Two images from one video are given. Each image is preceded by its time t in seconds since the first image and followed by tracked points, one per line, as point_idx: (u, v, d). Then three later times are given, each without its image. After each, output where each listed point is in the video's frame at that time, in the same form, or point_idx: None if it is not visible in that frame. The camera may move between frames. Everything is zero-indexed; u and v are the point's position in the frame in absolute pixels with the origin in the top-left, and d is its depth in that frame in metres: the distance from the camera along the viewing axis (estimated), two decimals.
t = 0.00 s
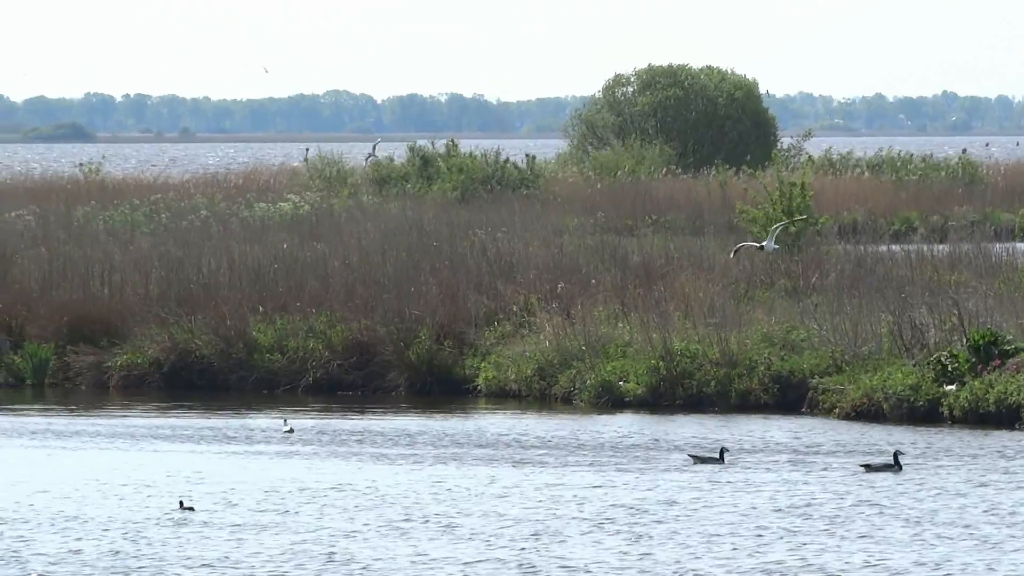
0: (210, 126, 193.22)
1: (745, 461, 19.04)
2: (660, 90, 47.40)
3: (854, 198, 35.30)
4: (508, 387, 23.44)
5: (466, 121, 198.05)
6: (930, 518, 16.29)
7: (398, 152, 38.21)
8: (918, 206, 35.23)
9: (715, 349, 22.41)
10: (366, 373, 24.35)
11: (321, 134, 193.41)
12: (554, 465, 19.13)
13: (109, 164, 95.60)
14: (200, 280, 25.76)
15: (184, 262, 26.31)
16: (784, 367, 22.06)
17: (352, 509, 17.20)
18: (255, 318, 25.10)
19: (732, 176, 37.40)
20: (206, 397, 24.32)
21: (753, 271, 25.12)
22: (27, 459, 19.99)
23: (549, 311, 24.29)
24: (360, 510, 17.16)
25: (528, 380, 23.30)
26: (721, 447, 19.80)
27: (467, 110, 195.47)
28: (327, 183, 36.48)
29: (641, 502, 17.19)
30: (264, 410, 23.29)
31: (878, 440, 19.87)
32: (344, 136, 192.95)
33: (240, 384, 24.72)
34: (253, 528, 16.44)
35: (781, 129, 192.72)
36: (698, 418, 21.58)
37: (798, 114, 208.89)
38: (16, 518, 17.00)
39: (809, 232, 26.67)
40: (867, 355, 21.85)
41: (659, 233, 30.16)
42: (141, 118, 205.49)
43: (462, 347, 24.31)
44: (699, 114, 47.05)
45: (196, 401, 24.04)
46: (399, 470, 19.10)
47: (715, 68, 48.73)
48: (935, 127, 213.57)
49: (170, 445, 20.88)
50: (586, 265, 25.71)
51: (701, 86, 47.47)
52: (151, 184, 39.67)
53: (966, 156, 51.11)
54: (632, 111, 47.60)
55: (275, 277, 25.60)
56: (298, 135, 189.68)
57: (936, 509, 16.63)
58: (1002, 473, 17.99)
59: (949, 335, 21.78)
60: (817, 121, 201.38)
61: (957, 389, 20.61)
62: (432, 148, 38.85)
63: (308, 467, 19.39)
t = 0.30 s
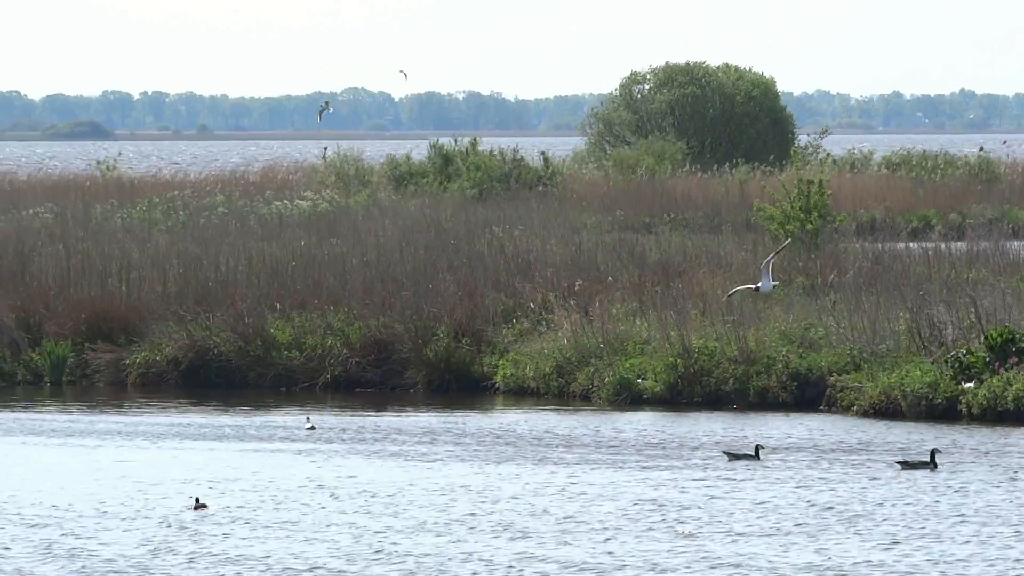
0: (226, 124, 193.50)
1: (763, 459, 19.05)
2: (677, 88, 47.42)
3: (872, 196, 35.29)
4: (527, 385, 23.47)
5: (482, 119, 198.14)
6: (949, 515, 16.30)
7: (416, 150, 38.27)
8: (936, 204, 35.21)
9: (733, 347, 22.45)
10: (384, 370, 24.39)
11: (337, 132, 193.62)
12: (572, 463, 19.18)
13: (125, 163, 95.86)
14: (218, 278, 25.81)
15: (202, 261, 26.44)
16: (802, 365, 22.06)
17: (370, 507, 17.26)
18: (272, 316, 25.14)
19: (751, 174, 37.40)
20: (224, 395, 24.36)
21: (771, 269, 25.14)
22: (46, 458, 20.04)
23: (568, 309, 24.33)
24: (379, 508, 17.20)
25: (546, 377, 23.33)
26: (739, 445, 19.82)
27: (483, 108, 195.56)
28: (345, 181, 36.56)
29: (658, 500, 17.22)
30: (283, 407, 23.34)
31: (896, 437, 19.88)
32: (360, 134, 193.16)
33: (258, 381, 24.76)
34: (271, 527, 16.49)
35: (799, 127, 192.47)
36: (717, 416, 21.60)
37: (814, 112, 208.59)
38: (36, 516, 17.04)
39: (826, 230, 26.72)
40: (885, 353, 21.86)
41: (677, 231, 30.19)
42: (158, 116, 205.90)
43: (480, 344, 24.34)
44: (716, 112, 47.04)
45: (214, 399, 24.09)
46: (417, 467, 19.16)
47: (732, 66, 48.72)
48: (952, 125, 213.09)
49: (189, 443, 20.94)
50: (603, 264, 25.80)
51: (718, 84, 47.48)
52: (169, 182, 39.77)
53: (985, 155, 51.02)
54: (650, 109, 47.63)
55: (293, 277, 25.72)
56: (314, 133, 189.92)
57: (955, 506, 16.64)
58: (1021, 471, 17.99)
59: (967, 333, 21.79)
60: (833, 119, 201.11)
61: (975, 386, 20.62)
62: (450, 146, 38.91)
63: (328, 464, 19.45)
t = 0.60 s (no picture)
0: (236, 120, 193.68)
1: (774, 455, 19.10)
2: (688, 84, 47.40)
3: (883, 192, 35.27)
4: (537, 381, 23.50)
5: (492, 115, 198.15)
6: (958, 511, 16.33)
7: (426, 146, 38.31)
8: (948, 201, 35.18)
9: (743, 343, 22.48)
10: (394, 366, 24.46)
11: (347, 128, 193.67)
12: (583, 459, 19.23)
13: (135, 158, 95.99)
14: (229, 275, 25.86)
15: (213, 257, 26.52)
16: (812, 361, 22.08)
17: (381, 503, 17.32)
18: (283, 312, 25.20)
19: (761, 171, 37.40)
20: (235, 391, 24.43)
21: (782, 266, 25.16)
22: (57, 454, 20.11)
23: (578, 305, 24.36)
24: (389, 504, 17.26)
25: (556, 374, 23.37)
26: (749, 441, 19.86)
27: (493, 105, 195.60)
28: (356, 178, 36.60)
29: (668, 496, 17.27)
30: (293, 403, 23.42)
31: (907, 433, 19.92)
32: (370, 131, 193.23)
33: (268, 377, 24.81)
34: (282, 522, 16.56)
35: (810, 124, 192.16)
36: (727, 412, 21.63)
37: (825, 108, 208.27)
38: (48, 512, 17.12)
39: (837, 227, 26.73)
40: (895, 349, 21.86)
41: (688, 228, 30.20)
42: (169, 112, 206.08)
43: (491, 341, 24.39)
44: (727, 109, 47.02)
45: (225, 395, 24.14)
46: (428, 463, 19.22)
47: (743, 62, 48.68)
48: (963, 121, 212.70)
49: (200, 439, 21.03)
50: (614, 261, 25.84)
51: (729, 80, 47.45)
52: (179, 178, 39.85)
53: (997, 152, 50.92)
54: (661, 106, 47.62)
55: (304, 273, 25.79)
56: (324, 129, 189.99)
57: (965, 502, 16.67)
58: None
59: (977, 329, 21.78)
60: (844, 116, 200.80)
61: (985, 382, 20.63)
62: (461, 142, 38.95)
63: (339, 460, 19.51)
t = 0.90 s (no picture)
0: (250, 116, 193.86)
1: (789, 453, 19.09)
2: (702, 80, 47.36)
3: (897, 189, 35.25)
4: (551, 380, 23.53)
5: (506, 111, 198.13)
6: (975, 510, 16.31)
7: (440, 144, 38.34)
8: (962, 197, 35.15)
9: (758, 341, 22.48)
10: (409, 365, 24.46)
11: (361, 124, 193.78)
12: (598, 458, 19.23)
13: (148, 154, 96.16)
14: (243, 273, 25.91)
15: (227, 255, 26.58)
16: (827, 359, 22.11)
17: (396, 501, 17.34)
18: (297, 310, 25.24)
19: (775, 168, 37.37)
20: (249, 389, 24.47)
21: (796, 264, 25.15)
22: (73, 452, 20.15)
23: (593, 303, 24.37)
24: (404, 503, 17.28)
25: (571, 372, 23.40)
26: (764, 440, 19.85)
27: (507, 100, 195.59)
28: (370, 174, 36.64)
29: (683, 494, 17.27)
30: (308, 402, 23.45)
31: (922, 431, 19.91)
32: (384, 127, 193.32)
33: (282, 375, 24.86)
34: (297, 521, 16.58)
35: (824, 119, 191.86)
36: (742, 410, 21.63)
37: (839, 103, 207.90)
38: (64, 510, 17.16)
39: (851, 224, 26.72)
40: (909, 347, 21.85)
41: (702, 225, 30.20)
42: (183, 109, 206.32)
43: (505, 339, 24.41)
44: (741, 105, 46.99)
45: (240, 393, 24.19)
46: (442, 462, 19.24)
47: (757, 59, 48.65)
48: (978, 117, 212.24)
49: (215, 437, 21.06)
50: (628, 258, 25.87)
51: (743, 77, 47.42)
52: (193, 175, 39.92)
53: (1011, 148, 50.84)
54: (675, 102, 47.61)
55: (318, 271, 25.83)
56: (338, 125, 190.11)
57: (981, 501, 16.65)
58: None
59: (991, 326, 21.75)
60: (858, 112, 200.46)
61: (1000, 380, 20.63)
62: (475, 139, 38.97)
63: (354, 459, 19.54)
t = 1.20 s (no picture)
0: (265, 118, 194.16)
1: (806, 455, 19.11)
2: (718, 81, 47.35)
3: (913, 190, 35.24)
4: (567, 380, 23.57)
5: (521, 112, 198.17)
6: (992, 511, 16.31)
7: (455, 145, 38.39)
8: (978, 198, 35.13)
9: (774, 342, 22.51)
10: (425, 365, 24.50)
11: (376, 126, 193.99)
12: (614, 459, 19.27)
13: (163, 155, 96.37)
14: (260, 274, 26.00)
15: (243, 256, 26.67)
16: (843, 360, 22.14)
17: (414, 502, 17.40)
18: (314, 311, 25.30)
19: (790, 168, 37.37)
20: (266, 390, 24.54)
21: (813, 264, 25.17)
22: (91, 454, 20.21)
23: (609, 304, 24.40)
24: (421, 503, 17.33)
25: (587, 372, 23.43)
26: (781, 441, 19.87)
27: (522, 102, 195.67)
28: (386, 175, 36.69)
29: (700, 495, 17.29)
30: (325, 402, 23.51)
31: (938, 432, 19.92)
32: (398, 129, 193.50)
33: (299, 376, 24.91)
34: (315, 522, 16.64)
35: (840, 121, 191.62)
36: (758, 411, 21.65)
37: (855, 104, 207.57)
38: (82, 512, 17.24)
39: (866, 224, 26.74)
40: (925, 348, 21.85)
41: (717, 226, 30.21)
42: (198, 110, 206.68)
43: (521, 340, 24.46)
44: (757, 106, 46.97)
45: (256, 393, 24.26)
46: (459, 462, 19.29)
47: (772, 59, 48.62)
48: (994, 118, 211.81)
49: (232, 438, 21.13)
50: (645, 259, 25.92)
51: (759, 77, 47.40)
52: (209, 176, 40.03)
53: None
54: (691, 103, 47.60)
55: (334, 272, 25.92)
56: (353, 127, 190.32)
57: (998, 502, 16.66)
58: None
59: (1008, 327, 21.73)
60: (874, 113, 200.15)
61: (1016, 380, 20.65)
62: (490, 139, 39.01)
63: (371, 460, 19.59)
